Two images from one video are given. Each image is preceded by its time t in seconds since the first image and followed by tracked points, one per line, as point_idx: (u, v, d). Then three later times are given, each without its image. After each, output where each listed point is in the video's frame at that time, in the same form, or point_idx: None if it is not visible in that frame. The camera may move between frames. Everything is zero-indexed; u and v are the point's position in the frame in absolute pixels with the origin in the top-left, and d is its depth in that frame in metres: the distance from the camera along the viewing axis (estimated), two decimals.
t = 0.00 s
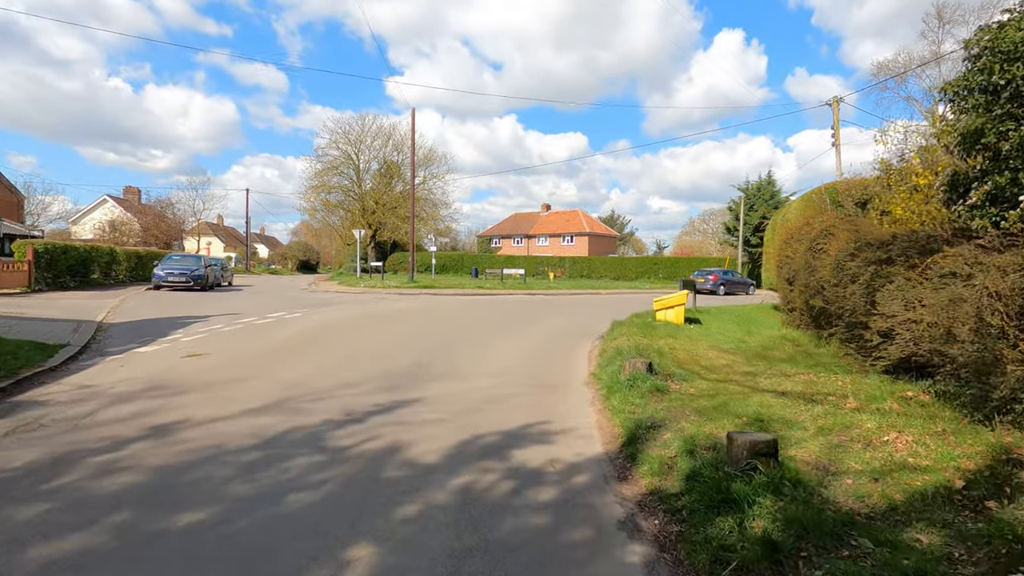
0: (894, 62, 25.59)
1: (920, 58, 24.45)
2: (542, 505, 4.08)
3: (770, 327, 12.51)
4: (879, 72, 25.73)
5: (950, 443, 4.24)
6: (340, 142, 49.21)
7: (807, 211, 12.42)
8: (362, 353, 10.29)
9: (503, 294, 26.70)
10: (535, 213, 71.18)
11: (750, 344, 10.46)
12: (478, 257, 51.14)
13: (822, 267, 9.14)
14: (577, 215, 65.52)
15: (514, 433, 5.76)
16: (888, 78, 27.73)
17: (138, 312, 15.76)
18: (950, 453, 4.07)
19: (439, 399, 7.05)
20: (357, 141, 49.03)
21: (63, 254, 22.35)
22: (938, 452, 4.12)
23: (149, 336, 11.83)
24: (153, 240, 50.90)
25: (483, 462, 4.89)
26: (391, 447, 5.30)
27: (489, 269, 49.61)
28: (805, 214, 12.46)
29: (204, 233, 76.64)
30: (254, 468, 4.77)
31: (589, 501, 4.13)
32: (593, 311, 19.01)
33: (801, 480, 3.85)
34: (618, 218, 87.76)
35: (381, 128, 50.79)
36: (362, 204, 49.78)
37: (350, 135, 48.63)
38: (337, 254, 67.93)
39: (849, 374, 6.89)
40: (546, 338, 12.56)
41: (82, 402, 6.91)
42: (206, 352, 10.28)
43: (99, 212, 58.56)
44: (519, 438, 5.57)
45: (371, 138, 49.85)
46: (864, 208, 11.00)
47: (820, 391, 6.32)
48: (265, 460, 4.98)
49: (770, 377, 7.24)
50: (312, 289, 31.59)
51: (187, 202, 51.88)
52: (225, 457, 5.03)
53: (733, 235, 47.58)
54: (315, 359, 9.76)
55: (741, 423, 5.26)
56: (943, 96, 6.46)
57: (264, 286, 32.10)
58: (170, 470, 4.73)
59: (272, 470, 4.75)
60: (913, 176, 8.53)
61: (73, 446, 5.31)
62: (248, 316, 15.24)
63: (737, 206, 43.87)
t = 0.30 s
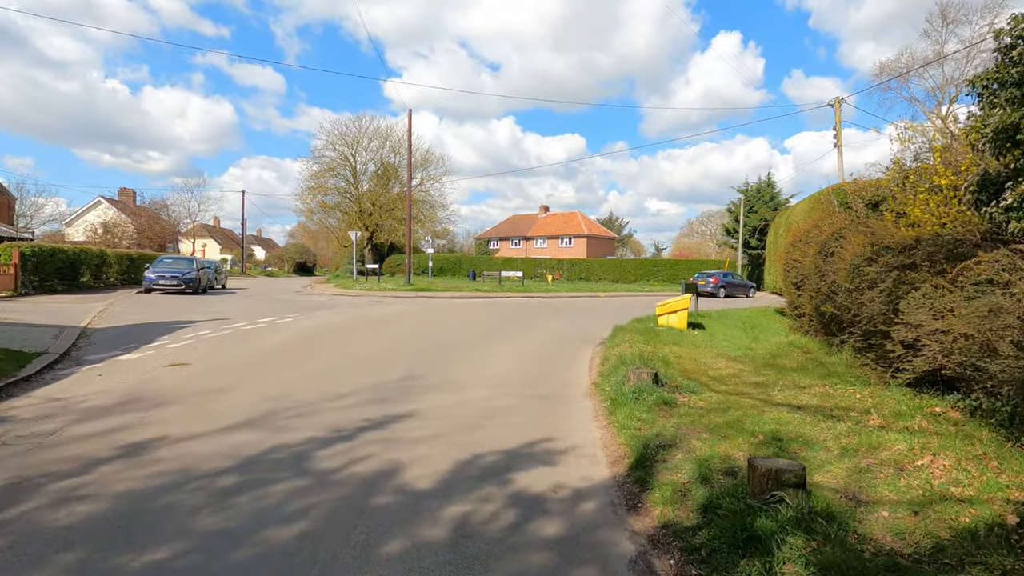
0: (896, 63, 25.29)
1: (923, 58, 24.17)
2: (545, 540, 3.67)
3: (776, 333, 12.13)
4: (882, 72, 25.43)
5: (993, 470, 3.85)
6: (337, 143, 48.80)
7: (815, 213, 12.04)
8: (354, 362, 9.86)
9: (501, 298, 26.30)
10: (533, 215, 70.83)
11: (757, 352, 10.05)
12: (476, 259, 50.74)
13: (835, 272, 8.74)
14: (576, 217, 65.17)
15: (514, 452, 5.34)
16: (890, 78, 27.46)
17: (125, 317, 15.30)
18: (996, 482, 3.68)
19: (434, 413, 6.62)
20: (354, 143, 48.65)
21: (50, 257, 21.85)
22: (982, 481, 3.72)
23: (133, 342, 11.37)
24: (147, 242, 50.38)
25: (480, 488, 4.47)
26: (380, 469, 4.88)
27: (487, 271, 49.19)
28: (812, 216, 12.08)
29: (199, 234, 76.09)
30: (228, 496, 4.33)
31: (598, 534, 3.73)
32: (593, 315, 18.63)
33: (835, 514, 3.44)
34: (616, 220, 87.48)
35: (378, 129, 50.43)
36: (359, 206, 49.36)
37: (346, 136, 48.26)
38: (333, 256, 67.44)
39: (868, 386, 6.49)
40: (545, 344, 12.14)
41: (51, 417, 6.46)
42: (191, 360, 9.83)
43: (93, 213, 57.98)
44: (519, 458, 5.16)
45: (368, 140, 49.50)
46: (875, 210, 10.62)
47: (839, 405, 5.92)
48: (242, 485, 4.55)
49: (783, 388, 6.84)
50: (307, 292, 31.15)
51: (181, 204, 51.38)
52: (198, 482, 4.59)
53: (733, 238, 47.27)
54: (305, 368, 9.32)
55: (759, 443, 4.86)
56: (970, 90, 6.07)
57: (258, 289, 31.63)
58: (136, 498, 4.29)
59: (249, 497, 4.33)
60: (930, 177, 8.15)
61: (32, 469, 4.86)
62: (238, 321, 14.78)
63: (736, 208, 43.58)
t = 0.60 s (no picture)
0: (902, 62, 24.89)
1: (928, 57, 23.78)
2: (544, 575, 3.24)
3: (784, 337, 11.69)
4: (887, 71, 24.99)
5: None
6: (336, 145, 48.45)
7: (823, 212, 11.62)
8: (345, 368, 9.42)
9: (500, 300, 25.89)
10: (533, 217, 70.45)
11: (766, 357, 9.62)
12: (476, 262, 50.34)
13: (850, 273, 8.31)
14: (576, 219, 64.76)
15: (509, 469, 4.90)
16: (895, 78, 27.05)
17: (113, 321, 14.87)
18: None
19: (425, 424, 6.18)
20: (353, 145, 48.32)
21: (40, 259, 21.42)
22: None
23: (116, 347, 10.94)
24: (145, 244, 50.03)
25: (472, 512, 4.04)
26: (362, 489, 4.44)
27: (487, 274, 48.77)
28: (821, 215, 11.67)
29: (198, 237, 75.76)
30: (190, 520, 3.89)
31: (604, 568, 3.29)
32: (594, 319, 18.19)
33: (876, 549, 2.99)
34: (616, 223, 87.14)
35: (377, 131, 50.11)
36: (358, 208, 48.98)
37: (346, 138, 47.93)
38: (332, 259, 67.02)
39: (891, 395, 6.06)
40: (545, 349, 11.70)
41: (12, 428, 6.02)
42: (173, 366, 9.40)
43: (91, 216, 57.62)
44: (516, 476, 4.73)
45: (367, 142, 49.17)
46: (888, 209, 10.18)
47: (862, 416, 5.48)
48: (207, 507, 4.12)
49: (798, 397, 6.41)
50: (304, 295, 30.74)
51: (179, 207, 51.00)
52: (159, 503, 4.15)
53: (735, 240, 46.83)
54: (292, 375, 8.88)
55: (779, 461, 4.42)
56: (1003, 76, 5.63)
57: (254, 292, 31.23)
58: (86, 523, 3.85)
59: (213, 521, 3.89)
60: (949, 172, 7.72)
61: None
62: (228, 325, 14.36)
63: (739, 210, 43.17)
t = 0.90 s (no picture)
0: (912, 53, 24.30)
1: (938, 48, 23.18)
2: None
3: (795, 337, 11.22)
4: (895, 63, 24.40)
5: None
6: (334, 140, 47.91)
7: (836, 207, 11.12)
8: (335, 371, 8.98)
9: (500, 298, 25.41)
10: (533, 213, 69.87)
11: (778, 358, 9.16)
12: (476, 258, 49.84)
13: (869, 271, 7.84)
14: (578, 215, 64.16)
15: (507, 489, 4.44)
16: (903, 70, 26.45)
17: (99, 320, 14.42)
18: None
19: (416, 435, 5.73)
20: (351, 140, 47.77)
21: (30, 256, 20.96)
22: None
23: (97, 348, 10.48)
24: (142, 240, 49.60)
25: (464, 543, 3.58)
26: (342, 514, 3.98)
27: (488, 270, 48.28)
28: (834, 210, 11.17)
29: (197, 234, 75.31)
30: (146, 552, 3.45)
31: None
32: (596, 317, 17.73)
33: None
34: (617, 219, 86.56)
35: (376, 126, 49.53)
36: (357, 204, 48.47)
37: (344, 133, 47.37)
38: (332, 256, 66.53)
39: (921, 405, 5.59)
40: (546, 350, 11.24)
41: None
42: (154, 369, 8.95)
43: (88, 212, 57.20)
44: (515, 498, 4.27)
45: (366, 137, 48.62)
46: (907, 203, 9.69)
47: (892, 429, 5.01)
48: (166, 535, 3.67)
49: (818, 404, 5.95)
50: (301, 292, 30.27)
51: (177, 203, 50.56)
52: (111, 532, 3.70)
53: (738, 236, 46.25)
54: (279, 379, 8.44)
55: (807, 485, 3.97)
56: None
57: (251, 289, 30.78)
58: (28, 555, 3.41)
59: (169, 554, 3.44)
60: (977, 163, 7.23)
61: None
62: (219, 324, 13.92)
63: (742, 206, 42.58)
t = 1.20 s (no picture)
0: (908, 55, 24.10)
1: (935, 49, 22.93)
2: None
3: (800, 343, 10.79)
4: (892, 64, 24.14)
5: None
6: (325, 143, 47.35)
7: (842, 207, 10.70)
8: (319, 380, 8.45)
9: (493, 302, 24.88)
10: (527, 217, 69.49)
11: (786, 365, 8.72)
12: (470, 262, 49.34)
13: (884, 274, 7.41)
14: (571, 218, 63.83)
15: (502, 519, 3.94)
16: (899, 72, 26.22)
17: (75, 325, 13.81)
18: None
19: (402, 454, 5.22)
20: (343, 142, 47.24)
21: (7, 259, 20.27)
22: None
23: (66, 355, 9.90)
24: (129, 243, 48.71)
25: None
26: (312, 550, 3.47)
27: (481, 274, 47.79)
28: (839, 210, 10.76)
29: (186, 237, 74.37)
30: None
31: None
32: (592, 322, 17.26)
33: None
34: (611, 222, 86.36)
35: (368, 129, 49.03)
36: (349, 207, 47.89)
37: (336, 135, 46.83)
38: (323, 259, 65.82)
39: (952, 418, 5.16)
40: (541, 357, 10.75)
41: None
42: (124, 378, 8.39)
43: (75, 215, 56.27)
44: (510, 530, 3.77)
45: (358, 139, 48.10)
46: (918, 203, 9.28)
47: (927, 446, 4.56)
48: None
49: (837, 417, 5.51)
50: (291, 296, 29.65)
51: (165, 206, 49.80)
52: None
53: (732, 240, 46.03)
54: (258, 389, 7.91)
55: (844, 514, 3.49)
56: None
57: (239, 293, 30.07)
58: None
59: None
60: (1000, 158, 6.83)
61: None
62: (200, 329, 13.34)
63: (737, 209, 42.35)
